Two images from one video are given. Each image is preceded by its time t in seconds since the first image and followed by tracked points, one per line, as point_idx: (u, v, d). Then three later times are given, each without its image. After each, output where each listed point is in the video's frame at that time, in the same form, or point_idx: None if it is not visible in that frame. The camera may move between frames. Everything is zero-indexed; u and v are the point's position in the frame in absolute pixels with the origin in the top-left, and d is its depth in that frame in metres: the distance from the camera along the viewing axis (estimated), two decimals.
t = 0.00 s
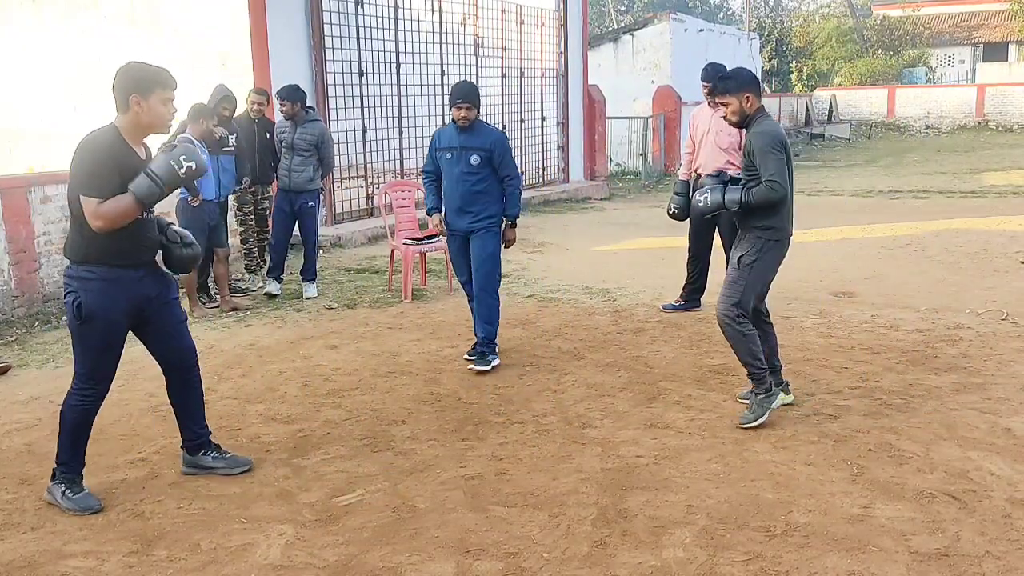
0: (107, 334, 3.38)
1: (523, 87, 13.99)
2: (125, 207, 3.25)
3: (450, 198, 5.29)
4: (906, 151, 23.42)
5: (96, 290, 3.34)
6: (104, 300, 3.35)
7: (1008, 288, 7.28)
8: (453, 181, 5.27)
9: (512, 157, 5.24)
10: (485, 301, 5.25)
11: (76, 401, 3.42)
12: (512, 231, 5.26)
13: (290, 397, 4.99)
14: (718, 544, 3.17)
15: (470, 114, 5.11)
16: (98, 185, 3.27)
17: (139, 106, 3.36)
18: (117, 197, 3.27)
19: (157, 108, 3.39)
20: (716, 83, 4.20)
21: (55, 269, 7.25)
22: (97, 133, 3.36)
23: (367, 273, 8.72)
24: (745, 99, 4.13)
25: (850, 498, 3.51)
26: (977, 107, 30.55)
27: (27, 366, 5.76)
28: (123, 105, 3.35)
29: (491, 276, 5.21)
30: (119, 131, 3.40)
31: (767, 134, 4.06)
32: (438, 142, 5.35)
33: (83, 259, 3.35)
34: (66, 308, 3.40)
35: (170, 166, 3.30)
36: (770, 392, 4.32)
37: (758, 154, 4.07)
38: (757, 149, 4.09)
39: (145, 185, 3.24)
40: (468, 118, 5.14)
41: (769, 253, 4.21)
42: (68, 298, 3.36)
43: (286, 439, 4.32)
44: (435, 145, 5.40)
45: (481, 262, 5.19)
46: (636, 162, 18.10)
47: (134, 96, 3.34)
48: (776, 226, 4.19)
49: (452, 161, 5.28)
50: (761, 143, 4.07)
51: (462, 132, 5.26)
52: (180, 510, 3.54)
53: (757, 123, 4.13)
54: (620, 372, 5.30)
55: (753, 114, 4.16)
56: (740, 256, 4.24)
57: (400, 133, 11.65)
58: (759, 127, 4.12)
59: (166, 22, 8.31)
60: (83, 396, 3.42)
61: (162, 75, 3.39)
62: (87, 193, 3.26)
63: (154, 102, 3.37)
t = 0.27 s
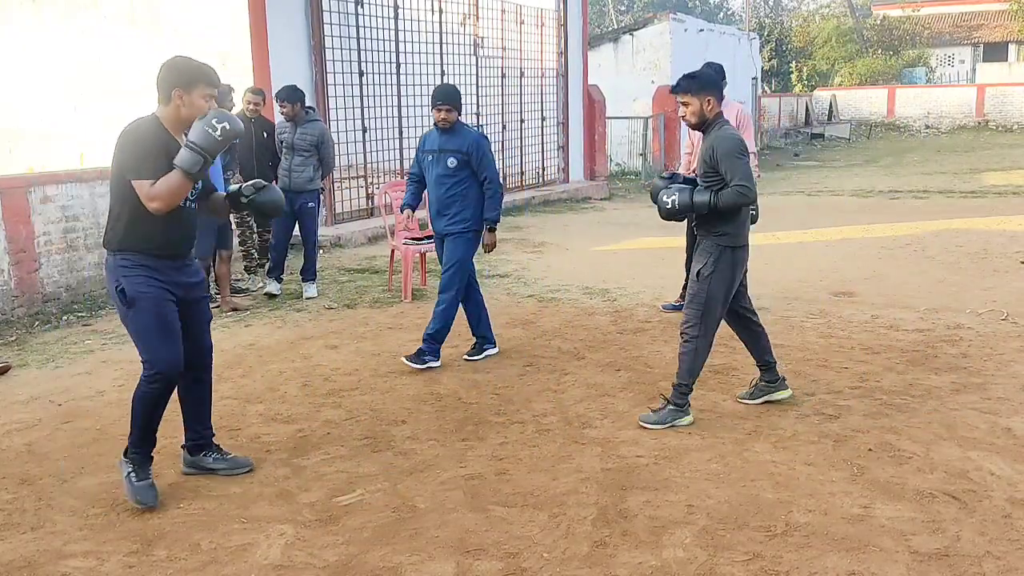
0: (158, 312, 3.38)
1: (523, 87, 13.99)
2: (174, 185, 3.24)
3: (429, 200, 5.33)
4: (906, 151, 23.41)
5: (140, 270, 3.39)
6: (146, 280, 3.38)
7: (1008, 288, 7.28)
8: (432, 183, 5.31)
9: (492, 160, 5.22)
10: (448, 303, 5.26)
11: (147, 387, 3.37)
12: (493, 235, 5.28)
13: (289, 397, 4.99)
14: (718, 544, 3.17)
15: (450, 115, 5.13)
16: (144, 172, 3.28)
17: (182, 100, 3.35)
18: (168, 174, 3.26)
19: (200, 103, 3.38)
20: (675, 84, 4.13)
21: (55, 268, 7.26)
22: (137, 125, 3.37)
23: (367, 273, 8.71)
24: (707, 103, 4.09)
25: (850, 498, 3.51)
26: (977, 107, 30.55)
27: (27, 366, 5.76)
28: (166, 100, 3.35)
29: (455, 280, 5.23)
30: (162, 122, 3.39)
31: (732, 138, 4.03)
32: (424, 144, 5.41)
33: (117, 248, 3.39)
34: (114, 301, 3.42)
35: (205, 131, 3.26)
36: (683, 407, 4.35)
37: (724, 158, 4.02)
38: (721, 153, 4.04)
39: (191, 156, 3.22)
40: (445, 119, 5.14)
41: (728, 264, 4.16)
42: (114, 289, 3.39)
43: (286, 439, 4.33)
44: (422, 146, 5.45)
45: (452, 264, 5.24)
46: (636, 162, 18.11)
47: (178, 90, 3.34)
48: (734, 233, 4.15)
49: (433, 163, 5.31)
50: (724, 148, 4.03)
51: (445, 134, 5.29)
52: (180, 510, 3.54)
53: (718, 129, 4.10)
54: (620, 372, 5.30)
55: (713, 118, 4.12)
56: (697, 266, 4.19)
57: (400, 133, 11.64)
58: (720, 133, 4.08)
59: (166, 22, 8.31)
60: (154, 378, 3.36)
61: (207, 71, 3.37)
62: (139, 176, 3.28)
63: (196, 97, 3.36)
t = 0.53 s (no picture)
0: (203, 317, 3.37)
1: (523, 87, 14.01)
2: (178, 200, 3.21)
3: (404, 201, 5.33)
4: (906, 151, 23.42)
5: (183, 276, 3.34)
6: (190, 285, 3.34)
7: (1008, 288, 7.28)
8: (407, 183, 5.29)
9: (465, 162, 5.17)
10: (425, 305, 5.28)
11: (198, 395, 3.40)
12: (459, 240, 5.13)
13: (289, 397, 4.99)
14: (718, 544, 3.17)
15: (427, 113, 5.09)
16: (161, 172, 3.26)
17: (202, 99, 3.32)
18: (174, 186, 3.24)
19: (219, 101, 3.35)
20: (622, 91, 4.07)
21: (55, 268, 7.26)
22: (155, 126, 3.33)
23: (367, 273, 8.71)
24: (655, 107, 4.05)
25: (850, 498, 3.51)
26: (977, 107, 30.57)
27: (27, 365, 5.76)
28: (186, 98, 3.32)
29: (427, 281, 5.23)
30: (182, 118, 3.38)
31: (685, 144, 4.01)
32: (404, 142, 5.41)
33: (157, 254, 3.35)
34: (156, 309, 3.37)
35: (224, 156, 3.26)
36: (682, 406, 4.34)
37: (673, 162, 4.01)
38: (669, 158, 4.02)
39: (202, 177, 3.21)
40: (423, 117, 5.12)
41: (694, 262, 4.18)
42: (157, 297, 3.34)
43: (286, 439, 4.32)
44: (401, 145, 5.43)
45: (422, 268, 5.25)
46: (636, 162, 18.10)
47: (199, 89, 3.31)
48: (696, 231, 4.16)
49: (409, 163, 5.29)
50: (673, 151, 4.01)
51: (423, 134, 5.26)
52: (180, 510, 3.54)
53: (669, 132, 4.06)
54: (620, 372, 5.30)
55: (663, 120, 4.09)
56: (665, 263, 4.21)
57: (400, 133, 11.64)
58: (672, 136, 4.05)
59: (166, 22, 8.30)
60: (203, 384, 3.40)
61: (227, 70, 3.35)
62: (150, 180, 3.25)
63: (217, 97, 3.33)
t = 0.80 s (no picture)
0: (222, 322, 3.37)
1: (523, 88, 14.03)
2: (205, 206, 3.21)
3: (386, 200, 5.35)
4: (906, 151, 23.42)
5: (208, 276, 3.34)
6: (214, 286, 3.34)
7: (1008, 288, 7.28)
8: (390, 182, 5.31)
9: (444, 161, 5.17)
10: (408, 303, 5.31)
11: (203, 398, 3.38)
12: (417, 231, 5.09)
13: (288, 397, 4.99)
14: (717, 544, 3.17)
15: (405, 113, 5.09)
16: (186, 174, 3.25)
17: (225, 95, 3.33)
18: (201, 192, 3.23)
19: (242, 96, 3.37)
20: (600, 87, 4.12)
21: (54, 268, 7.25)
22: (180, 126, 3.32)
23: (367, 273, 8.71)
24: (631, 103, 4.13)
25: (849, 498, 3.51)
26: (977, 107, 30.58)
27: (27, 366, 5.76)
28: (209, 94, 3.32)
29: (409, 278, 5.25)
30: (204, 118, 3.37)
31: (663, 137, 4.08)
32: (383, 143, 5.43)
33: (183, 252, 3.35)
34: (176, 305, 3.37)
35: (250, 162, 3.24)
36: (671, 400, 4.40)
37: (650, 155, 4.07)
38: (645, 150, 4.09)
39: (230, 183, 3.20)
40: (402, 115, 5.11)
41: (667, 261, 4.26)
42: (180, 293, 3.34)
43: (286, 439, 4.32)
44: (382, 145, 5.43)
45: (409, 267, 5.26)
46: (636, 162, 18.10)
47: (222, 85, 3.32)
48: (668, 228, 4.23)
49: (391, 163, 5.30)
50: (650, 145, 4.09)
51: (403, 133, 5.26)
52: (180, 510, 3.54)
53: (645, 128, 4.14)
54: (620, 372, 5.30)
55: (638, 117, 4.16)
56: (636, 262, 4.27)
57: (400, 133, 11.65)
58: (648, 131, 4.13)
59: (166, 22, 8.30)
60: (210, 388, 3.39)
61: (248, 65, 3.37)
62: (175, 185, 3.25)
63: (240, 92, 3.36)
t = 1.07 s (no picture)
0: (253, 326, 3.41)
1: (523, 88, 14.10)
2: (249, 204, 3.25)
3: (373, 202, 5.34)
4: (906, 151, 23.43)
5: (241, 279, 3.37)
6: (248, 288, 3.38)
7: (1007, 288, 7.28)
8: (378, 183, 5.32)
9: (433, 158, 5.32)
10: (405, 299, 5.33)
11: (227, 398, 3.43)
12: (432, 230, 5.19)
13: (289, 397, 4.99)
14: (718, 544, 3.17)
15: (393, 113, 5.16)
16: (230, 173, 3.28)
17: (270, 99, 3.37)
18: (245, 191, 3.27)
19: (287, 100, 3.41)
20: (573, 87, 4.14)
21: (54, 268, 7.25)
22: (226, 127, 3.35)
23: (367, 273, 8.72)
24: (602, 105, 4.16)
25: (849, 498, 3.51)
26: (977, 107, 30.58)
27: (27, 365, 5.76)
28: (255, 97, 3.35)
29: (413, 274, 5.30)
30: (249, 118, 3.40)
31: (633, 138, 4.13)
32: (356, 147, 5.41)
33: (219, 253, 3.39)
34: (210, 304, 3.42)
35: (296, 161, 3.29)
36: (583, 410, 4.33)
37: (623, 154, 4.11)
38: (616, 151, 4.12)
39: (275, 181, 3.24)
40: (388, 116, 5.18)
41: (630, 263, 4.22)
42: (214, 293, 3.39)
43: (286, 439, 4.32)
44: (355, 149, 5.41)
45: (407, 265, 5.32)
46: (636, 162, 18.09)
47: (269, 89, 3.36)
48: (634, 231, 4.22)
49: (376, 165, 5.32)
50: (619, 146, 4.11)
51: (385, 134, 5.30)
52: (180, 510, 3.54)
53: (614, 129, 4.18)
54: (620, 372, 5.30)
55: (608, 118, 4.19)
56: (599, 262, 4.25)
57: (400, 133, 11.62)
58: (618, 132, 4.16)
59: (166, 22, 8.30)
60: (234, 390, 3.43)
61: (293, 71, 3.42)
62: (219, 180, 3.27)
63: (286, 95, 3.39)
